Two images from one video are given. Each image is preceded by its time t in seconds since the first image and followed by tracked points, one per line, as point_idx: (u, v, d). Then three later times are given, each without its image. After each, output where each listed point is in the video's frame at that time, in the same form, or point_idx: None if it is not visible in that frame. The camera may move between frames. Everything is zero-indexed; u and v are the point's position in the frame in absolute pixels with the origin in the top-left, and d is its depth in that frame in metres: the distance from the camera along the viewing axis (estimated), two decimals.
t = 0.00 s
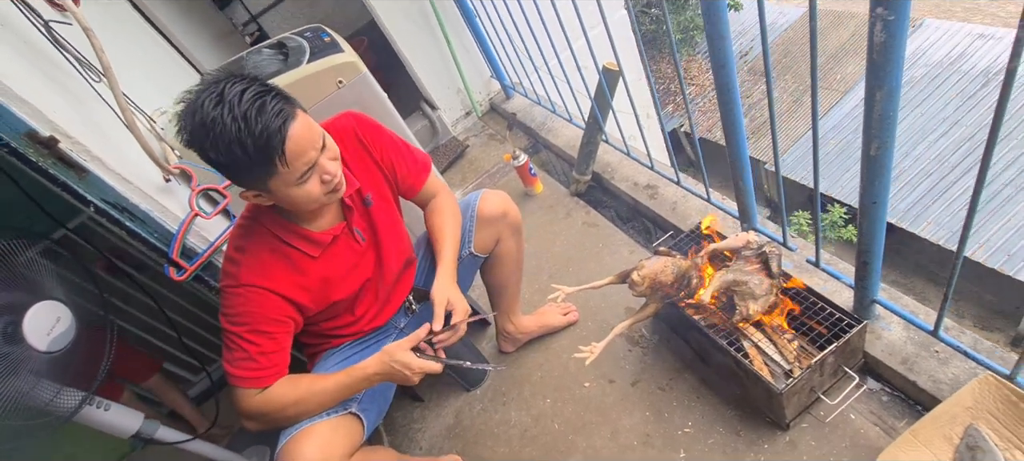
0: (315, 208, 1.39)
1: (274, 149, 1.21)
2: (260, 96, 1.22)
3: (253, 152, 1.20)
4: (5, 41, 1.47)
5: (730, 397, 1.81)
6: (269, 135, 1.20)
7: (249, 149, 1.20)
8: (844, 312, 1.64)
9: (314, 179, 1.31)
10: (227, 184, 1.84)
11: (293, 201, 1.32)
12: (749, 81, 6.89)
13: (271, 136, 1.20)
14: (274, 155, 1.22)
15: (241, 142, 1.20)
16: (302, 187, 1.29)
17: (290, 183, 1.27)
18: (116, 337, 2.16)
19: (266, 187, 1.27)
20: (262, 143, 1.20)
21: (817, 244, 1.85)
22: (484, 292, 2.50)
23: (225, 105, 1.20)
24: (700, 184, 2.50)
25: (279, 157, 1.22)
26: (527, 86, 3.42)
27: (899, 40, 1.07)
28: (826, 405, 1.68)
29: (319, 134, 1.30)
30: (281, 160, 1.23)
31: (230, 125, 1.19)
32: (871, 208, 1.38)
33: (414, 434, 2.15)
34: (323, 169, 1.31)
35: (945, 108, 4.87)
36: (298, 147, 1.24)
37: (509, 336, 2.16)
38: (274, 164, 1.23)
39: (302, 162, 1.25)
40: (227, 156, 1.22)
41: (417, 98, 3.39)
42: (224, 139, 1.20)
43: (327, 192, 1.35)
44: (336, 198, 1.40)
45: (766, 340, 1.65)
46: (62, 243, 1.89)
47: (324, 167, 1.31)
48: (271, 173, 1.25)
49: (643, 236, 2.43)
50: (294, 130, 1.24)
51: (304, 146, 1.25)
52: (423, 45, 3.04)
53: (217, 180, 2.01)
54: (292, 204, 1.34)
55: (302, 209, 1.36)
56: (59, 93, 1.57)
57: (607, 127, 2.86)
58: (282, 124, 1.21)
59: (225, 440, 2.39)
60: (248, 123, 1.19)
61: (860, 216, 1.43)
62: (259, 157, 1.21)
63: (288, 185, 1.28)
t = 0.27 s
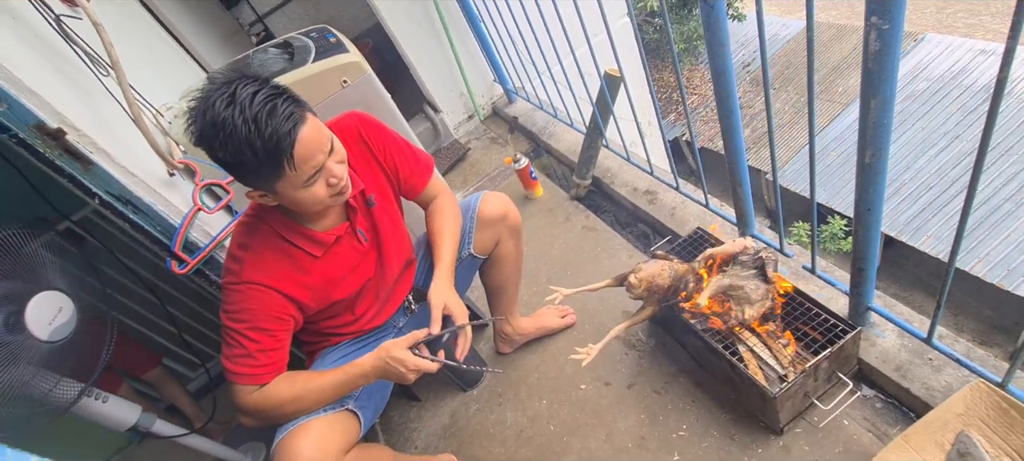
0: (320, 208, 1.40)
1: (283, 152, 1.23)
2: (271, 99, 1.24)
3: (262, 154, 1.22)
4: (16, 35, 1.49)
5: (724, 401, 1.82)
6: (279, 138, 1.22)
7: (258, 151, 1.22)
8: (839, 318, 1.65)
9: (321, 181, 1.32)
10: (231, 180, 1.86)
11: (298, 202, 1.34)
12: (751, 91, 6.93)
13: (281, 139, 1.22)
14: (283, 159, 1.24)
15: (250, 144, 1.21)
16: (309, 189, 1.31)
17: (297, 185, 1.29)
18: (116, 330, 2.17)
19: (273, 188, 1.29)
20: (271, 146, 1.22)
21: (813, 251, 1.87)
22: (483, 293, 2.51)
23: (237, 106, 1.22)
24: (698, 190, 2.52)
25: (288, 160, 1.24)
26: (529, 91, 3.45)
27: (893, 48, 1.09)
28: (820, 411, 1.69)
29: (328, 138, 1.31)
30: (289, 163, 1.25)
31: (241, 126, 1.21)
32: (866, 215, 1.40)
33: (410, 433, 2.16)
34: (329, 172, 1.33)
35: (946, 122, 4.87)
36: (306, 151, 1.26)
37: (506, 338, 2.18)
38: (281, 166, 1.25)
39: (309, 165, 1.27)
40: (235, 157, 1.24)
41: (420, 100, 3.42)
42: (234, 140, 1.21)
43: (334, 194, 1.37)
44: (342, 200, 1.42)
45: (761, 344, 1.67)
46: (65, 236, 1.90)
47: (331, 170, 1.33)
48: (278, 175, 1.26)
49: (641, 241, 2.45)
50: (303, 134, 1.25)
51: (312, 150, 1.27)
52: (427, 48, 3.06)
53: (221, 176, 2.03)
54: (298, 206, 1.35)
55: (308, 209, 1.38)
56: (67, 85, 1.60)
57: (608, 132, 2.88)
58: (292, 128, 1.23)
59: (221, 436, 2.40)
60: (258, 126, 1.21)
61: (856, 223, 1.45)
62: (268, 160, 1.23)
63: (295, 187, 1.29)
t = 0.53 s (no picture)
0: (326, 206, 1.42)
1: (294, 149, 1.25)
2: (284, 95, 1.26)
3: (274, 149, 1.23)
4: (25, 31, 1.51)
5: (722, 406, 1.82)
6: (291, 134, 1.24)
7: (270, 146, 1.23)
8: (839, 324, 1.65)
9: (329, 178, 1.34)
10: (235, 178, 1.87)
11: (305, 199, 1.35)
12: (752, 101, 6.96)
13: (293, 135, 1.24)
14: (293, 154, 1.25)
15: (263, 138, 1.23)
16: (317, 186, 1.33)
17: (305, 181, 1.30)
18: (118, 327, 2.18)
19: (282, 182, 1.30)
20: (283, 141, 1.23)
21: (812, 257, 1.88)
22: (483, 296, 2.52)
23: (250, 101, 1.23)
24: (699, 196, 2.53)
25: (298, 155, 1.26)
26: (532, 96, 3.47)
27: (892, 56, 1.10)
28: (817, 417, 1.69)
29: (337, 137, 1.33)
30: (299, 159, 1.26)
31: (253, 120, 1.22)
32: (865, 221, 1.41)
33: (408, 434, 2.16)
34: (338, 170, 1.34)
35: (946, 135, 4.89)
36: (317, 148, 1.28)
37: (506, 340, 2.18)
38: (292, 162, 1.26)
39: (318, 163, 1.29)
40: (247, 152, 1.25)
41: (424, 104, 3.44)
42: (247, 135, 1.23)
43: (341, 192, 1.38)
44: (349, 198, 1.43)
45: (759, 349, 1.68)
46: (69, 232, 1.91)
47: (340, 168, 1.35)
48: (288, 170, 1.27)
49: (642, 246, 2.46)
50: (314, 131, 1.27)
51: (321, 147, 1.29)
52: (431, 52, 3.08)
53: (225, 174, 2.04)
54: (305, 202, 1.36)
55: (315, 206, 1.39)
56: (76, 81, 1.61)
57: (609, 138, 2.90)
58: (303, 125, 1.25)
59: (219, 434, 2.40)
60: (271, 120, 1.22)
61: (855, 229, 1.46)
62: (279, 155, 1.24)
63: (304, 183, 1.31)
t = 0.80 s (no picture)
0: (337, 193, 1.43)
1: (312, 124, 1.26)
2: (304, 73, 1.28)
3: (293, 124, 1.24)
4: (36, 27, 1.52)
5: (720, 414, 1.82)
6: (310, 110, 1.25)
7: (289, 120, 1.24)
8: (838, 335, 1.65)
9: (342, 160, 1.35)
10: (240, 177, 1.88)
11: (317, 180, 1.36)
12: (755, 112, 6.99)
13: (313, 110, 1.25)
14: (312, 128, 1.26)
15: (283, 112, 1.23)
16: (331, 166, 1.33)
17: (320, 159, 1.31)
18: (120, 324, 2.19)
19: (298, 160, 1.30)
20: (302, 116, 1.24)
21: (812, 267, 1.89)
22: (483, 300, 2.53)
23: (270, 77, 1.25)
24: (700, 205, 2.54)
25: (316, 131, 1.27)
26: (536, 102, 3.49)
27: (894, 68, 1.11)
28: (816, 426, 1.69)
29: (352, 121, 1.35)
30: (317, 134, 1.27)
31: (273, 93, 1.23)
32: (865, 231, 1.42)
33: (405, 437, 2.16)
34: (351, 152, 1.36)
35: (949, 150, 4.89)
36: (334, 127, 1.29)
37: (505, 346, 2.19)
38: (310, 136, 1.27)
39: (334, 140, 1.30)
40: (266, 126, 1.25)
41: (428, 108, 3.46)
42: (267, 108, 1.24)
43: (354, 176, 1.39)
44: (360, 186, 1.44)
45: (758, 358, 1.69)
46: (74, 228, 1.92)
47: (354, 150, 1.36)
48: (306, 145, 1.28)
49: (642, 253, 2.47)
50: (332, 108, 1.29)
51: (338, 126, 1.30)
52: (436, 56, 3.10)
53: (229, 172, 2.05)
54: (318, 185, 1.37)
55: (325, 190, 1.40)
56: (85, 78, 1.62)
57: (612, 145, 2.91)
58: (323, 102, 1.27)
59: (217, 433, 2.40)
60: (292, 95, 1.24)
61: (856, 239, 1.47)
62: (297, 129, 1.25)
63: (319, 160, 1.31)
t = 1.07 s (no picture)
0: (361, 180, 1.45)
1: (355, 104, 1.31)
2: (347, 57, 1.34)
3: (339, 101, 1.29)
4: (46, 24, 1.55)
5: (714, 426, 1.82)
6: (354, 89, 1.30)
7: (335, 97, 1.29)
8: (833, 349, 1.66)
9: (374, 144, 1.39)
10: (241, 177, 1.88)
11: (351, 163, 1.39)
12: (755, 128, 7.03)
13: (356, 90, 1.31)
14: (354, 109, 1.31)
15: (329, 91, 1.28)
16: (364, 148, 1.37)
17: (357, 140, 1.35)
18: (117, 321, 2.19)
19: (335, 139, 1.33)
20: (347, 95, 1.29)
21: (807, 281, 1.90)
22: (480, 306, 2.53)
23: (316, 60, 1.30)
24: (699, 217, 2.55)
25: (357, 110, 1.32)
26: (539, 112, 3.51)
27: (889, 85, 1.13)
28: (810, 440, 1.68)
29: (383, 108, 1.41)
30: (359, 114, 1.33)
31: (320, 74, 1.28)
32: (861, 246, 1.43)
33: (399, 441, 2.16)
34: (383, 139, 1.41)
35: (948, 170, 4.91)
36: (371, 109, 1.35)
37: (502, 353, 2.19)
38: (352, 116, 1.32)
39: (371, 122, 1.36)
40: (310, 103, 1.29)
41: (431, 115, 3.48)
42: (314, 86, 1.28)
43: (383, 162, 1.44)
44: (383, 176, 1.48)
45: (753, 370, 1.68)
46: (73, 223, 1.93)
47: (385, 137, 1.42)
48: (347, 125, 1.32)
49: (640, 264, 2.48)
50: (371, 92, 1.35)
51: (374, 109, 1.36)
52: (440, 64, 3.13)
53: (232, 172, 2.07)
54: (350, 169, 1.41)
55: (354, 176, 1.43)
56: (92, 75, 1.64)
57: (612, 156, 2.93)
58: (365, 85, 1.33)
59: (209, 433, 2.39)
60: (337, 74, 1.29)
61: (851, 253, 1.48)
62: (340, 107, 1.30)
63: (355, 141, 1.35)
